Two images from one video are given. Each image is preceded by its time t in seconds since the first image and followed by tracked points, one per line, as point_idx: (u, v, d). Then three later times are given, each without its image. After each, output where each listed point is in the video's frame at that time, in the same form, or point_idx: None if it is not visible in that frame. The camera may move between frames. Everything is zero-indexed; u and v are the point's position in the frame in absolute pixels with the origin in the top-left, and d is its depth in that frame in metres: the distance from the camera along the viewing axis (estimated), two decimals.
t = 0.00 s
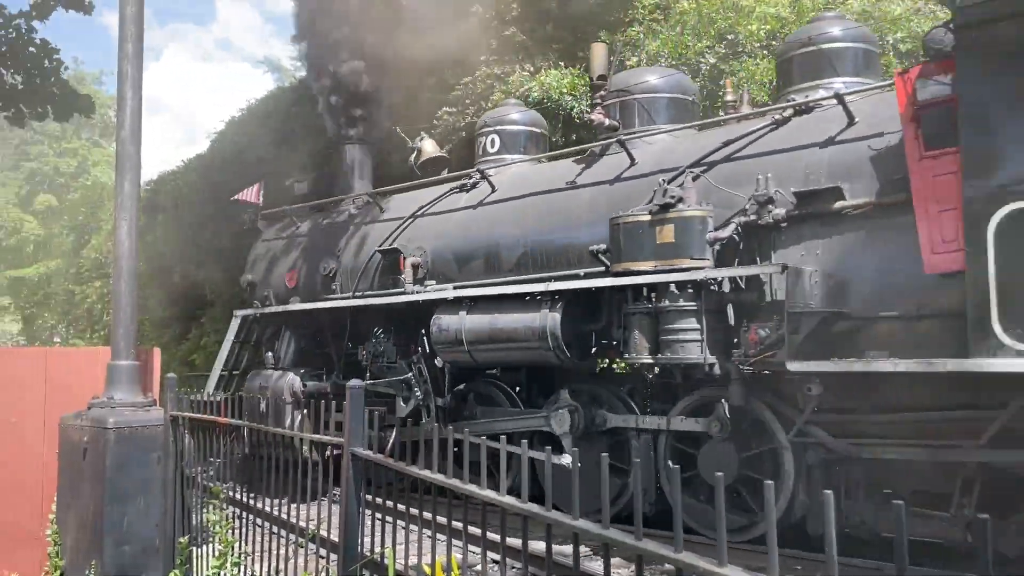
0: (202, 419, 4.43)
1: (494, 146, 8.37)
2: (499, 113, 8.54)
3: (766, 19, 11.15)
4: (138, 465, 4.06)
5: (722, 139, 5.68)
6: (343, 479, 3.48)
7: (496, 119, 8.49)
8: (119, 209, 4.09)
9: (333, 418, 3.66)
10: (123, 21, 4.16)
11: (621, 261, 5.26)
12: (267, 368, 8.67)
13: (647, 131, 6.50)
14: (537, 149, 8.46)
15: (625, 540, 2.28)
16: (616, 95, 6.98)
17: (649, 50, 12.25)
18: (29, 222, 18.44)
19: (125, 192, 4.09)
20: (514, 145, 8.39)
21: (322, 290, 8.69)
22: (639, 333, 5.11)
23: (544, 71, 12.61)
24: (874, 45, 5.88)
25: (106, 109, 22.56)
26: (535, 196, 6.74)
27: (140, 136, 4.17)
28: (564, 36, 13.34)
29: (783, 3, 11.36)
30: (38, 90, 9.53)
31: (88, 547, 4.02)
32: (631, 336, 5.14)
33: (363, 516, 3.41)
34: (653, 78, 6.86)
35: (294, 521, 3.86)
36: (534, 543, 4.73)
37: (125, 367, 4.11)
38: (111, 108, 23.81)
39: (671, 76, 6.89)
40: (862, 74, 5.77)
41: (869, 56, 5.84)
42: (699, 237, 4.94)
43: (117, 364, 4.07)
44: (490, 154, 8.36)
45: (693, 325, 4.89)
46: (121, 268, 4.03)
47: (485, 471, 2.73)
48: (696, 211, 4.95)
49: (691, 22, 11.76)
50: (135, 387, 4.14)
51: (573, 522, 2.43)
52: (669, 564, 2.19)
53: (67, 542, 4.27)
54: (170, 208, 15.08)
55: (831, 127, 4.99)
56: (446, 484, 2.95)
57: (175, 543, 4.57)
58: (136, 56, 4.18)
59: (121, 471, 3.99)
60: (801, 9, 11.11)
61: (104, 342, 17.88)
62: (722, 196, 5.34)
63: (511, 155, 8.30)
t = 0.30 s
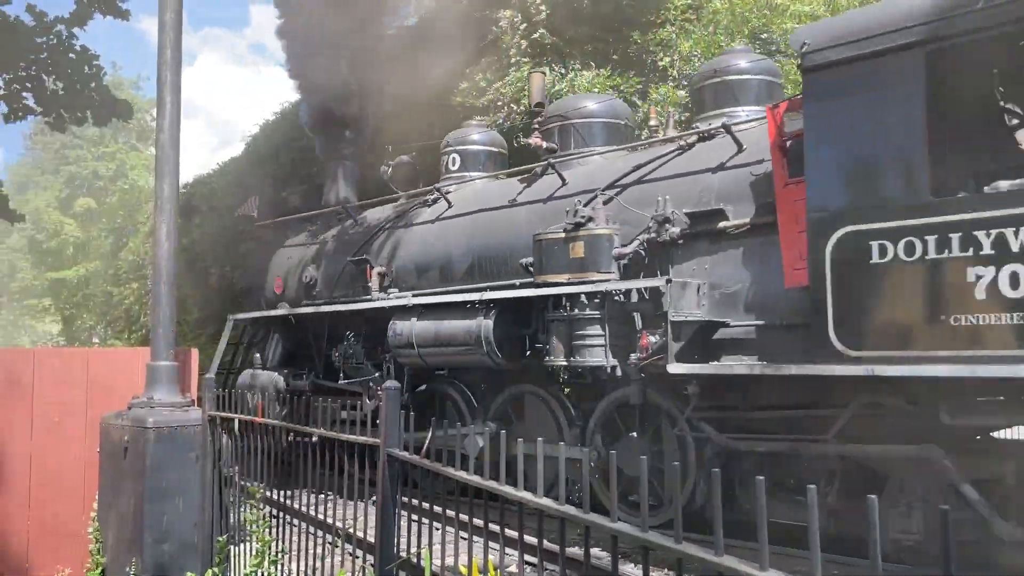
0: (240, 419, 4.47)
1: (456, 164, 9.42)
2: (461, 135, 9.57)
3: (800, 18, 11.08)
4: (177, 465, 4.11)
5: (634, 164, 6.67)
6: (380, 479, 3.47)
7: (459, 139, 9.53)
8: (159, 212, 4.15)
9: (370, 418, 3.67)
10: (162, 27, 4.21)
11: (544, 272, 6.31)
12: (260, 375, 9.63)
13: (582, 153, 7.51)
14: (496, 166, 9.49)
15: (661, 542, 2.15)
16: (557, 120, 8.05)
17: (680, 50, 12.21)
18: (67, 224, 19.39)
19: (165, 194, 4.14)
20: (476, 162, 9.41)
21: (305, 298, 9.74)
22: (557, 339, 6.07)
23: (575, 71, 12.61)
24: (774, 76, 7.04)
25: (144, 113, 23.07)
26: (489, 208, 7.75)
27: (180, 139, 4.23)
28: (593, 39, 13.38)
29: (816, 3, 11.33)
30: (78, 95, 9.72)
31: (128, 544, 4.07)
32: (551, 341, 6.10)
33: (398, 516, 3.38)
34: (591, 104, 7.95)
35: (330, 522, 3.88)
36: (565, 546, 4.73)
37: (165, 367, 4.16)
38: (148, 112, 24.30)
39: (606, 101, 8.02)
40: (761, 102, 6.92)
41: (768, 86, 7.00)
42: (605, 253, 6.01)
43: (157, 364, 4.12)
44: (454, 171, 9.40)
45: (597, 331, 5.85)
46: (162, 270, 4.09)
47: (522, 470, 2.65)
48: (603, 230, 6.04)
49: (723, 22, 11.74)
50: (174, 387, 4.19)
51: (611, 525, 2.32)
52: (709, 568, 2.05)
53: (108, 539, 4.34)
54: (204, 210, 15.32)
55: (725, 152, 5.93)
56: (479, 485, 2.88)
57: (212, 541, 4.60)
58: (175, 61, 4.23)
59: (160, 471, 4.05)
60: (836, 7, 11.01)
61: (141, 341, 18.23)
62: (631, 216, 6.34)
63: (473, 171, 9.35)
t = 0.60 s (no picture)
0: (268, 419, 4.51)
1: (423, 181, 9.79)
2: (428, 154, 9.93)
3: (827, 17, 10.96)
4: (207, 464, 4.15)
5: (560, 185, 7.21)
6: (407, 479, 3.48)
7: (426, 158, 9.91)
8: (188, 216, 4.17)
9: (397, 420, 3.67)
10: (192, 33, 4.23)
11: (477, 282, 6.71)
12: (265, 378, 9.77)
13: (526, 174, 8.08)
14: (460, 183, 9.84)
15: (693, 545, 2.09)
16: (505, 142, 8.74)
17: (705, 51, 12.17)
18: (97, 227, 20.08)
19: (194, 198, 4.15)
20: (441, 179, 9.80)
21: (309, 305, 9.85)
22: (488, 343, 6.30)
23: (600, 73, 12.60)
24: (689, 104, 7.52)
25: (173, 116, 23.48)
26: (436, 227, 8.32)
27: (209, 142, 4.25)
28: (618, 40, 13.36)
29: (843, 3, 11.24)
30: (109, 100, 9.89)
31: (160, 542, 4.12)
32: (483, 346, 6.34)
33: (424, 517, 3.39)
34: (537, 128, 8.66)
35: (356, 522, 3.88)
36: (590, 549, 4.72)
37: (196, 369, 4.19)
38: (177, 117, 24.64)
39: (551, 126, 8.72)
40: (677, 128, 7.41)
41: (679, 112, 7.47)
42: (528, 264, 6.39)
43: (187, 365, 4.16)
44: (421, 188, 9.77)
45: (520, 335, 6.09)
46: (191, 272, 4.11)
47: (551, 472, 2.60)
48: (528, 244, 6.41)
49: (749, 22, 11.70)
50: (204, 388, 4.22)
51: (641, 528, 2.26)
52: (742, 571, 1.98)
53: (139, 538, 4.40)
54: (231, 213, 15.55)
55: (630, 174, 6.45)
56: (507, 486, 2.84)
57: (243, 540, 4.64)
58: (204, 66, 4.24)
59: (191, 471, 4.09)
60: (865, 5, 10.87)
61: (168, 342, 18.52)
62: (555, 233, 6.84)
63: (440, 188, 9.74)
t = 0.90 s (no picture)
0: (289, 420, 4.51)
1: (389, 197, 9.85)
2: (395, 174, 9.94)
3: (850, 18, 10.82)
4: (229, 464, 4.17)
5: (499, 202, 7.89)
6: (428, 480, 3.47)
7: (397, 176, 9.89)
8: (211, 217, 4.18)
9: (418, 420, 3.66)
10: (215, 35, 4.23)
11: (421, 291, 7.38)
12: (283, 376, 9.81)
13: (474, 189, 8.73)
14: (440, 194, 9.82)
15: (719, 548, 2.05)
16: (457, 161, 8.97)
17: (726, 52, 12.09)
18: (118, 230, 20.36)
19: (217, 200, 4.16)
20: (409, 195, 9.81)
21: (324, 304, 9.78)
22: (429, 347, 7.06)
23: (618, 74, 12.57)
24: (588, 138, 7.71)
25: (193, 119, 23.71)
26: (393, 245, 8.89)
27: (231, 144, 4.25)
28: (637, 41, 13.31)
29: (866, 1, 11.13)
30: (132, 104, 9.99)
31: (182, 541, 4.14)
32: (426, 350, 7.07)
33: (444, 518, 3.36)
34: (489, 148, 8.85)
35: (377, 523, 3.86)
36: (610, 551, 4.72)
37: (218, 369, 4.20)
38: (198, 119, 24.82)
39: (502, 146, 8.90)
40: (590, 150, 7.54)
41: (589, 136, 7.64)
42: (466, 275, 7.07)
43: (209, 365, 4.17)
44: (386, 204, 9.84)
45: (456, 340, 6.85)
46: (213, 274, 4.12)
47: (572, 473, 2.58)
48: (465, 257, 7.10)
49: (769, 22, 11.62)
50: (227, 388, 4.24)
51: (666, 530, 2.22)
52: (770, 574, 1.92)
53: (162, 537, 4.43)
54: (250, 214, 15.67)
55: (554, 197, 7.15)
56: (527, 486, 2.81)
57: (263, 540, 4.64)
58: (227, 69, 4.24)
59: (213, 471, 4.11)
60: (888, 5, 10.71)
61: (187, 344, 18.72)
62: (491, 246, 7.52)
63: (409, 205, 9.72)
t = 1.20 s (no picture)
0: (307, 421, 4.51)
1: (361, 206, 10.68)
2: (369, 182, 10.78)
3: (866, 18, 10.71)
4: (247, 464, 4.19)
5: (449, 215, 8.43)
6: (445, 481, 3.46)
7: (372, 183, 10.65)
8: (228, 220, 4.20)
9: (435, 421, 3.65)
10: (233, 38, 4.24)
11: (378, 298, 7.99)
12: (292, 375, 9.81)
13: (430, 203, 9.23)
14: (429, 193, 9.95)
15: (736, 550, 2.02)
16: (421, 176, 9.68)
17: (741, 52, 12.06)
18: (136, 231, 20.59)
19: (234, 203, 4.18)
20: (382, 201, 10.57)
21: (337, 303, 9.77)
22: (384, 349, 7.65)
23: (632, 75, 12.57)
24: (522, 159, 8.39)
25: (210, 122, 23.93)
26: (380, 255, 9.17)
27: (248, 146, 4.26)
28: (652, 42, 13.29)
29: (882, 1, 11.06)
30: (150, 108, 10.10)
31: (201, 540, 4.17)
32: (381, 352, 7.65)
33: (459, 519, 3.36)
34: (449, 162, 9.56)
35: (390, 524, 3.86)
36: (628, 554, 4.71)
37: (235, 370, 4.23)
38: (215, 122, 25.01)
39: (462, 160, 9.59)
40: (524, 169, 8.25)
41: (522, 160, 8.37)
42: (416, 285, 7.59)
43: (227, 367, 4.20)
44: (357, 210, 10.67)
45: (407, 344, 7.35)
46: (230, 276, 4.14)
47: (589, 474, 2.56)
48: (415, 268, 7.62)
49: (785, 23, 11.58)
50: (244, 390, 4.27)
51: (683, 532, 2.17)
52: None
53: (180, 536, 4.46)
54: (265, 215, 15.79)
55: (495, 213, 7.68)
56: (543, 487, 2.79)
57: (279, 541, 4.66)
58: (244, 72, 4.25)
59: (230, 472, 4.13)
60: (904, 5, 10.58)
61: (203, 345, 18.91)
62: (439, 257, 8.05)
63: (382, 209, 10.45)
